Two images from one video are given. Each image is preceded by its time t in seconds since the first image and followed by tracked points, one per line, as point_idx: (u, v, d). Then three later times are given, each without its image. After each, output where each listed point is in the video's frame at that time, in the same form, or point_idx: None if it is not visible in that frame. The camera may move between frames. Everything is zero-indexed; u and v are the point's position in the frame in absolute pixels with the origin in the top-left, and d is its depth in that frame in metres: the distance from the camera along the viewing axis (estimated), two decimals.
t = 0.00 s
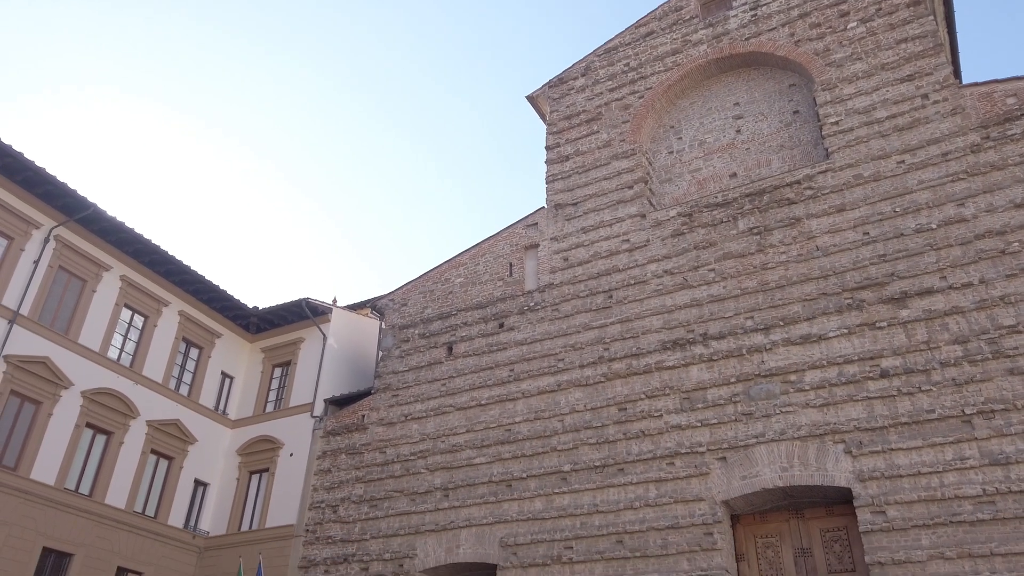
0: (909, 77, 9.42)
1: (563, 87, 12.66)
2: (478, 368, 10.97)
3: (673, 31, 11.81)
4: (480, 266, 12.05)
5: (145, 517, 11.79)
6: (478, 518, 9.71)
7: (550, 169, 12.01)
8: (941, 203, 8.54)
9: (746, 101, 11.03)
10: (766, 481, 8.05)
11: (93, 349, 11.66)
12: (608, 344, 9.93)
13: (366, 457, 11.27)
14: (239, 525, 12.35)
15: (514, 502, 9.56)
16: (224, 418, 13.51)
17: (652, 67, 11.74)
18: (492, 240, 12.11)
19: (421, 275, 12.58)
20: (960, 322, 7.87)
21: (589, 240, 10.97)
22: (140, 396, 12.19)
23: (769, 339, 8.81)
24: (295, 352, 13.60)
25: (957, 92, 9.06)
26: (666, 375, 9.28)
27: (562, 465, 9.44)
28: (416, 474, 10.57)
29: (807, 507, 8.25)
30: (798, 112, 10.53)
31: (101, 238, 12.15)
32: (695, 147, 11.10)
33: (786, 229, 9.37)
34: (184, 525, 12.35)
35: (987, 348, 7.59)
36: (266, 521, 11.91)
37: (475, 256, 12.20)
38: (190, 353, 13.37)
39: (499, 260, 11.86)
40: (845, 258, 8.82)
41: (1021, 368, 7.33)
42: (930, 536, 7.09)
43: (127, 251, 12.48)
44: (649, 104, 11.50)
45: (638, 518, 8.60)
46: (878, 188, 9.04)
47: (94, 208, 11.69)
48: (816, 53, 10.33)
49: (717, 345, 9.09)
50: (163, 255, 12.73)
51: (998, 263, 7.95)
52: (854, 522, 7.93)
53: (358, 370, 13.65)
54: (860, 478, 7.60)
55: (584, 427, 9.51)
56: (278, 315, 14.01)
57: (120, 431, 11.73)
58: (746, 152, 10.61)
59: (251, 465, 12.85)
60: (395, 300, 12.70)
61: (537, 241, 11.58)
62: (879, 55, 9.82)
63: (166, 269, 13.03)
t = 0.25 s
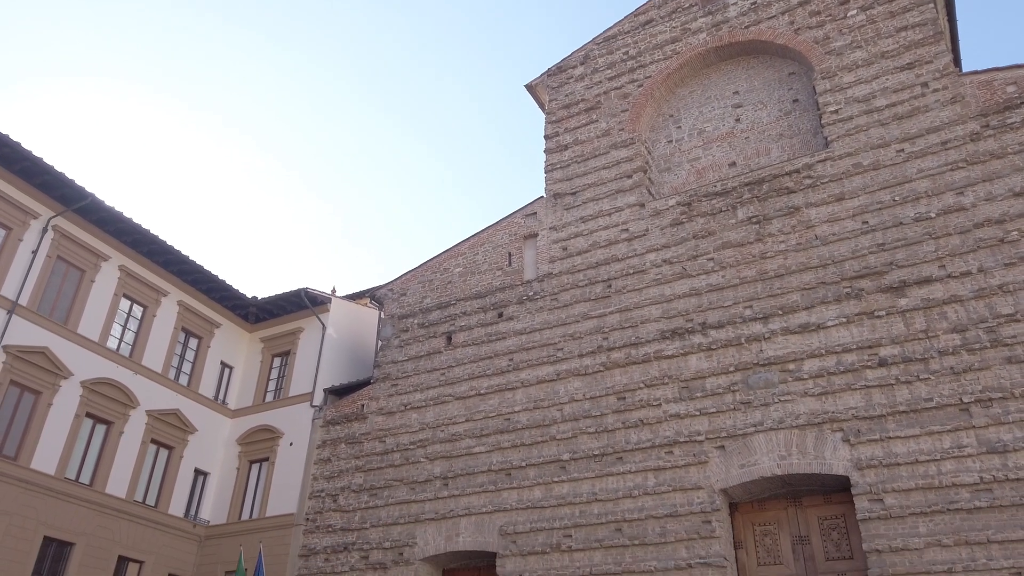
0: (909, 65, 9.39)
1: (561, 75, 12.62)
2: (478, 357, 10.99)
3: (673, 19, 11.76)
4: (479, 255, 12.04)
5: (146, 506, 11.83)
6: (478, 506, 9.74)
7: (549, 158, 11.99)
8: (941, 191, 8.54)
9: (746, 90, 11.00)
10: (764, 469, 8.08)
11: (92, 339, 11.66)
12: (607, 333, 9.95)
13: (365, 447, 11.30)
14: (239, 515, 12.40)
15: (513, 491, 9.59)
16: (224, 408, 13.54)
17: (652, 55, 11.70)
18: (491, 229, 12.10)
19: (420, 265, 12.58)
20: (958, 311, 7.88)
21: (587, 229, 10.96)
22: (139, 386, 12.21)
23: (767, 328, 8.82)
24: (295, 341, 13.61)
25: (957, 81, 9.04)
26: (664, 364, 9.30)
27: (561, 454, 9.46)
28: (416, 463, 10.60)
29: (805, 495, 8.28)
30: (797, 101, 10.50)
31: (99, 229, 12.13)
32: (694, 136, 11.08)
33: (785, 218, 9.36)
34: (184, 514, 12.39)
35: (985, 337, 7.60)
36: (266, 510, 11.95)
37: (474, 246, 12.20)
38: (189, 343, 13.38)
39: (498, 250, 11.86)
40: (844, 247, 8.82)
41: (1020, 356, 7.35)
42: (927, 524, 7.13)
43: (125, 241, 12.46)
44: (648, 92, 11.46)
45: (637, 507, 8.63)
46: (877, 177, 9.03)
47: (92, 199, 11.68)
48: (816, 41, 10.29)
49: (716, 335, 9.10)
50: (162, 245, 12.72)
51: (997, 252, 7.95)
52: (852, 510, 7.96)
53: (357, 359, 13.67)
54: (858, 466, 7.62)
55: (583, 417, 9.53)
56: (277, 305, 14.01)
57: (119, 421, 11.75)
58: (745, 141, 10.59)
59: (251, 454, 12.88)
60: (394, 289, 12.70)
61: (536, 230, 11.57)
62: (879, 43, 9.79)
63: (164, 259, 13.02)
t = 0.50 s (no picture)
0: (909, 54, 9.37)
1: (560, 64, 12.58)
2: (476, 347, 11.00)
3: (672, 7, 11.71)
4: (477, 245, 12.04)
5: (146, 495, 11.86)
6: (477, 495, 9.78)
7: (547, 147, 11.96)
8: (940, 180, 8.53)
9: (745, 78, 10.97)
10: (762, 458, 8.10)
11: (91, 329, 11.66)
12: (606, 323, 9.96)
13: (365, 436, 11.33)
14: (240, 504, 12.44)
15: (512, 480, 9.62)
16: (223, 397, 13.56)
17: (651, 44, 11.65)
18: (490, 219, 12.09)
19: (419, 255, 12.57)
20: (956, 300, 7.89)
21: (586, 219, 10.95)
22: (139, 375, 12.22)
23: (766, 317, 8.82)
24: (294, 331, 13.61)
25: (956, 69, 9.01)
26: (663, 354, 9.31)
27: (559, 443, 9.49)
28: (415, 452, 10.63)
29: (803, 483, 8.31)
30: (797, 89, 10.47)
31: (97, 218, 12.11)
32: (693, 125, 11.06)
33: (784, 208, 9.36)
34: (184, 503, 12.43)
35: (983, 326, 7.61)
36: (266, 499, 11.98)
37: (472, 236, 12.19)
38: (188, 333, 13.38)
39: (497, 240, 11.85)
40: (843, 237, 8.82)
41: (1017, 345, 7.36)
42: (924, 512, 7.16)
43: (123, 230, 12.44)
44: (647, 81, 11.43)
45: (636, 495, 8.67)
46: (876, 166, 9.02)
47: (90, 188, 11.65)
48: (816, 29, 10.25)
49: (715, 324, 9.11)
50: (159, 235, 12.70)
51: (995, 241, 7.95)
52: (849, 498, 7.99)
53: (356, 349, 13.68)
54: (856, 454, 7.65)
55: (582, 406, 9.55)
56: (276, 295, 14.01)
57: (119, 411, 11.77)
58: (744, 130, 10.57)
59: (250, 444, 12.91)
60: (392, 279, 12.70)
61: (534, 220, 11.56)
62: (879, 32, 9.76)
63: (163, 249, 13.00)
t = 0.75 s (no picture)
0: (909, 43, 9.34)
1: (559, 53, 12.53)
2: (475, 337, 11.01)
3: None
4: (476, 235, 12.03)
5: (146, 485, 11.90)
6: (476, 484, 9.81)
7: (546, 137, 11.94)
8: (938, 169, 8.52)
9: (744, 68, 10.94)
10: (760, 447, 8.13)
11: (90, 319, 11.66)
12: (605, 313, 9.96)
13: (364, 426, 11.35)
14: (239, 493, 12.47)
15: (511, 469, 9.65)
16: (222, 388, 13.57)
17: (650, 32, 11.61)
18: (488, 209, 12.08)
19: (417, 245, 12.56)
20: (955, 289, 7.89)
21: (585, 209, 10.94)
22: (138, 366, 12.23)
23: (764, 307, 8.83)
24: (293, 321, 13.62)
25: (956, 58, 8.99)
26: (662, 343, 9.32)
27: (558, 432, 9.52)
28: (414, 442, 10.66)
29: (801, 472, 8.34)
30: (796, 78, 10.45)
31: (95, 209, 12.09)
32: (692, 114, 11.04)
33: (782, 197, 9.35)
34: (184, 493, 12.47)
35: (981, 315, 7.63)
36: (266, 489, 12.02)
37: (471, 226, 12.18)
38: (187, 323, 13.39)
39: (495, 230, 11.84)
40: (841, 226, 8.81)
41: (1015, 335, 7.38)
42: (921, 500, 7.19)
43: (121, 221, 12.42)
44: (646, 70, 11.40)
45: (634, 485, 8.70)
46: (875, 155, 9.01)
47: (88, 178, 11.63)
48: (815, 18, 10.22)
49: (713, 314, 9.12)
50: (158, 226, 12.68)
51: (994, 231, 7.96)
52: (847, 487, 8.03)
53: (355, 339, 13.69)
54: (853, 443, 7.68)
55: (581, 395, 9.57)
56: (274, 286, 14.00)
57: (118, 401, 11.78)
58: (743, 120, 10.55)
59: (250, 433, 12.93)
60: (391, 269, 12.69)
61: (533, 210, 11.54)
62: (878, 21, 9.73)
63: (161, 239, 12.98)
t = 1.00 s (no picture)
0: (909, 32, 9.31)
1: (557, 42, 12.49)
2: (474, 327, 11.01)
3: None
4: (475, 225, 12.02)
5: (146, 475, 11.92)
6: (475, 474, 9.84)
7: (544, 127, 11.91)
8: (937, 159, 8.51)
9: (743, 57, 10.91)
10: (758, 436, 8.15)
11: (88, 309, 11.66)
12: (603, 303, 9.97)
13: (363, 416, 11.37)
14: (239, 483, 12.50)
15: (510, 458, 9.68)
16: (221, 378, 13.58)
17: (649, 21, 11.57)
18: (487, 199, 12.06)
19: (416, 235, 12.55)
20: (953, 279, 7.90)
21: (583, 198, 10.93)
22: (136, 356, 12.23)
23: (763, 296, 8.84)
24: (291, 312, 13.61)
25: (955, 47, 8.97)
26: (660, 333, 9.33)
27: (557, 422, 9.54)
28: (413, 431, 10.68)
29: (798, 461, 8.37)
30: (795, 68, 10.42)
31: (92, 199, 12.06)
32: (691, 104, 11.01)
33: (781, 186, 9.34)
34: (184, 482, 12.50)
35: (979, 304, 7.64)
36: (266, 478, 12.04)
37: (469, 216, 12.17)
38: (185, 313, 13.38)
39: (494, 220, 11.83)
40: (840, 216, 8.81)
41: (1012, 324, 7.39)
42: (918, 489, 7.22)
43: (119, 211, 12.39)
44: (645, 59, 11.36)
45: (632, 474, 8.72)
46: (874, 145, 8.99)
47: (85, 168, 11.59)
48: (815, 7, 10.19)
49: (711, 304, 9.13)
50: (155, 216, 12.65)
51: (992, 220, 7.95)
52: (844, 476, 8.06)
53: (354, 329, 13.70)
54: (851, 432, 7.70)
55: (579, 385, 9.59)
56: (273, 276, 13.99)
57: (117, 391, 11.79)
58: (742, 109, 10.53)
59: (249, 423, 12.96)
60: (389, 260, 12.69)
61: (531, 199, 11.53)
62: (878, 9, 9.70)
63: (159, 230, 12.96)
